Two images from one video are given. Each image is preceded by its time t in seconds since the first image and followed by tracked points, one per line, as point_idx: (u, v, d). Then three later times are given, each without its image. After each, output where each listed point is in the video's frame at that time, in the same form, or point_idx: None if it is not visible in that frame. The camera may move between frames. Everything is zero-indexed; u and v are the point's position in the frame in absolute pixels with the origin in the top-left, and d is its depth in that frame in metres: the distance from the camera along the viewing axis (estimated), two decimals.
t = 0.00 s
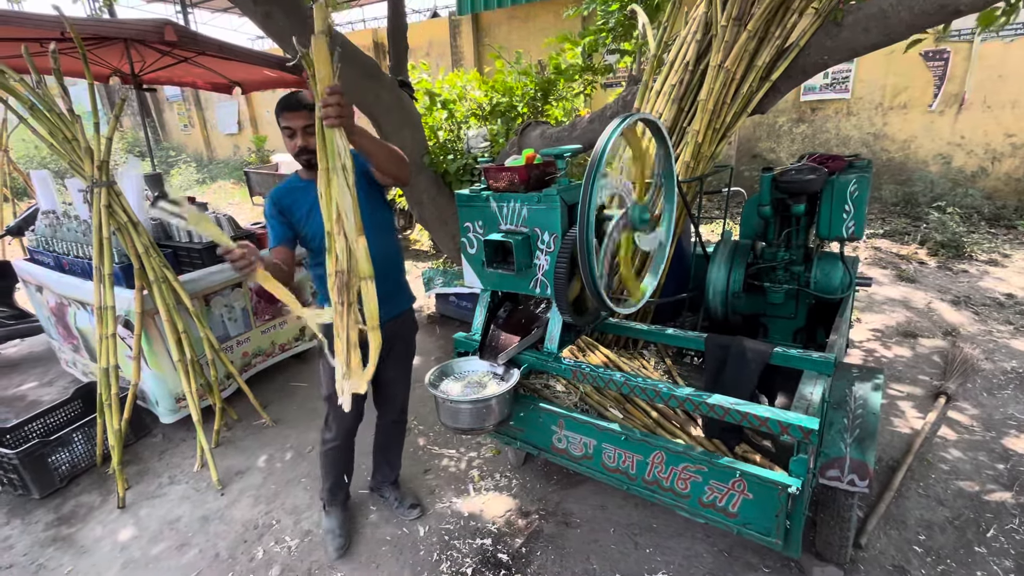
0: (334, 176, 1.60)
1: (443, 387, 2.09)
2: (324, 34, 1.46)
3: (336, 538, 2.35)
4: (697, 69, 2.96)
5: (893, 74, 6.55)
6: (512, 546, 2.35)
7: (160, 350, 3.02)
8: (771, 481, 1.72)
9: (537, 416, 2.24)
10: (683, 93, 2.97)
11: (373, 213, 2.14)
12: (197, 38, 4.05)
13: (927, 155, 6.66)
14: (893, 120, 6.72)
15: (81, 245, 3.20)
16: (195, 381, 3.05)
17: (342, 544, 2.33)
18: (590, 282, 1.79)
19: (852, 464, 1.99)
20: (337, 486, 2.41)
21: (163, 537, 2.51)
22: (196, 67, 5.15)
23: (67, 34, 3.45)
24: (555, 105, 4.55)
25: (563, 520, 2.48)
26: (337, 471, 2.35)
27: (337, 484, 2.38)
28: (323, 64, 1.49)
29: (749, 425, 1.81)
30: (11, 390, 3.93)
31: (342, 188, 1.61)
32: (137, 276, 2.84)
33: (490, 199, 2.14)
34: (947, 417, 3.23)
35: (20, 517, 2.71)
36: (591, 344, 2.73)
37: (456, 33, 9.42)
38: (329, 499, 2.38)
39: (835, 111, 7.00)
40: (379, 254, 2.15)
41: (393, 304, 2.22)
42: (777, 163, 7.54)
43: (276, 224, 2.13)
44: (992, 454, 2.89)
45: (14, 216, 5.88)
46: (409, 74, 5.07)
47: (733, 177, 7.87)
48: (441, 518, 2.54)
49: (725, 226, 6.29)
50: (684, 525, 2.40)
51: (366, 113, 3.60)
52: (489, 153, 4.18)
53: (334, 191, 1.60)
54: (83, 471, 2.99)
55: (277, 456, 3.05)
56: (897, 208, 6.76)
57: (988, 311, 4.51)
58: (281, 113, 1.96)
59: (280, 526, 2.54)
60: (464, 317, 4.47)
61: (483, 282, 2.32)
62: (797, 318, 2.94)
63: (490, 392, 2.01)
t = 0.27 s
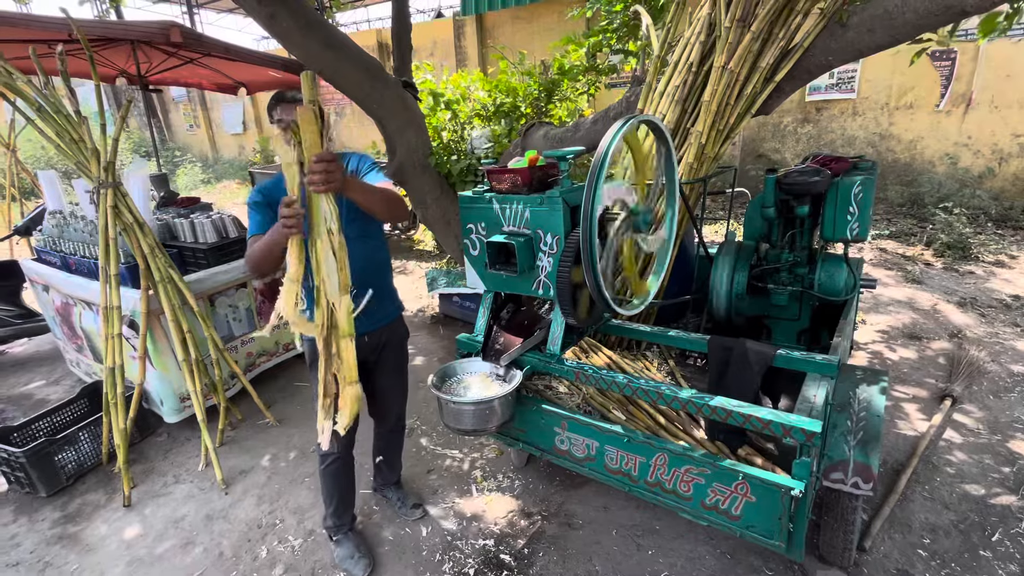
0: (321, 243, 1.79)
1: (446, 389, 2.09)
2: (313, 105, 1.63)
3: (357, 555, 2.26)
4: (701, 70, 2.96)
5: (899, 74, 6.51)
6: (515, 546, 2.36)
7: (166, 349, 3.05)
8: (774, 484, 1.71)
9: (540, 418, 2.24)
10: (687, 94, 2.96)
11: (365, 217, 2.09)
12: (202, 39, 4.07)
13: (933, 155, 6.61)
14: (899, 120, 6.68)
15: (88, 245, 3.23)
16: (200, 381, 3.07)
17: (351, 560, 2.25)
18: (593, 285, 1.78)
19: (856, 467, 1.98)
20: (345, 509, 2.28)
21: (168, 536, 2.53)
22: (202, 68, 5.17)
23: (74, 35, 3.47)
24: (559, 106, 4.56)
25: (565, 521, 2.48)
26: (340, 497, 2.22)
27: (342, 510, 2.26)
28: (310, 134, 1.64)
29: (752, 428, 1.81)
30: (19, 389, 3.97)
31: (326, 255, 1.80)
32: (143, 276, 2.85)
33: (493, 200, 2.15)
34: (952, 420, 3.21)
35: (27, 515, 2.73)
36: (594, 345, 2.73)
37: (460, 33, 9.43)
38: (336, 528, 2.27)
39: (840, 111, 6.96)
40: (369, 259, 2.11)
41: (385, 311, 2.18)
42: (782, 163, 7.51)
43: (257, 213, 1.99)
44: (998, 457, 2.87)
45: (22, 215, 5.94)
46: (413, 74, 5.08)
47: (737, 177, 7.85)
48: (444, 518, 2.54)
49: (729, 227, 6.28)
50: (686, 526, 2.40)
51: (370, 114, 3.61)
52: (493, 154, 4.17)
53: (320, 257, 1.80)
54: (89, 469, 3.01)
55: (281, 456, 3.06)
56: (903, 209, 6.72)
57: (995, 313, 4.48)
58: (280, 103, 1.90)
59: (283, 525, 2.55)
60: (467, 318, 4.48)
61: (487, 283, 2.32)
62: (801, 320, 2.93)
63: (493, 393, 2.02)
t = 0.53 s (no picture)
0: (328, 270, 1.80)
1: (452, 389, 2.10)
2: (328, 138, 1.69)
3: (360, 555, 2.26)
4: (707, 70, 2.96)
5: (906, 73, 6.48)
6: (519, 547, 2.36)
7: (172, 349, 3.05)
8: (780, 486, 1.70)
9: (544, 418, 2.24)
10: (693, 94, 2.96)
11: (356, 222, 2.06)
12: (209, 40, 4.09)
13: (941, 156, 6.57)
14: (906, 120, 6.65)
15: (96, 244, 3.25)
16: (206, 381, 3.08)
17: (355, 560, 2.25)
18: (598, 285, 1.78)
19: (863, 469, 1.97)
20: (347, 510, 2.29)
21: (174, 533, 2.54)
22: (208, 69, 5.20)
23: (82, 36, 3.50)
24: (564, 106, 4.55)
25: (570, 521, 2.48)
26: (341, 499, 2.22)
27: (344, 512, 2.26)
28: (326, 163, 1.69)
29: (757, 429, 1.80)
30: (27, 387, 4.00)
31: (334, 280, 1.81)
32: (150, 276, 2.87)
33: (498, 201, 2.15)
34: (959, 422, 3.20)
35: (35, 512, 2.75)
36: (599, 346, 2.73)
37: (465, 33, 9.43)
38: (339, 529, 2.27)
39: (847, 111, 6.93)
40: (360, 265, 2.09)
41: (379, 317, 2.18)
42: (787, 163, 7.49)
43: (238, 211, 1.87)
44: (1005, 460, 2.85)
45: (31, 215, 5.99)
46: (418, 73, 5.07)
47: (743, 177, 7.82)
48: (448, 518, 2.55)
49: (734, 227, 6.26)
50: (691, 528, 2.40)
51: (375, 114, 3.62)
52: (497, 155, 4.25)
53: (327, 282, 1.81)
54: (96, 467, 3.03)
55: (286, 455, 3.07)
56: (910, 210, 6.68)
57: (1002, 315, 4.45)
58: (276, 100, 1.85)
59: (289, 524, 2.56)
60: (471, 318, 4.49)
61: (491, 283, 2.32)
62: (807, 322, 2.92)
63: (497, 394, 2.02)
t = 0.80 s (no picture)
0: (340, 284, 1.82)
1: (455, 389, 2.09)
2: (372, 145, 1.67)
3: (363, 555, 2.27)
4: (711, 71, 2.95)
5: (912, 74, 6.45)
6: (521, 547, 2.35)
7: (177, 348, 3.07)
8: (784, 488, 1.70)
9: (548, 419, 2.23)
10: (697, 94, 2.95)
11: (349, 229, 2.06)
12: (214, 40, 4.11)
13: (947, 156, 6.53)
14: (911, 121, 6.62)
15: (101, 244, 3.26)
16: (210, 380, 3.09)
17: (358, 560, 2.26)
18: (602, 286, 1.78)
19: (868, 472, 1.95)
20: (351, 511, 2.29)
21: (178, 532, 2.55)
22: (213, 69, 5.22)
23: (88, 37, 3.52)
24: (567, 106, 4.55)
25: (573, 522, 2.47)
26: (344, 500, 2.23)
27: (348, 513, 2.26)
28: (362, 170, 1.70)
29: (761, 431, 1.79)
30: (33, 385, 4.03)
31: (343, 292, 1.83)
32: (155, 276, 2.88)
33: (502, 201, 2.15)
34: (965, 425, 3.18)
35: (41, 510, 2.76)
36: (603, 347, 2.73)
37: (468, 34, 9.44)
38: (342, 529, 2.27)
39: (852, 111, 6.91)
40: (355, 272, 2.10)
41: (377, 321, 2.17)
42: (792, 164, 7.46)
43: (234, 224, 1.82)
44: (1012, 463, 2.83)
45: (37, 215, 6.03)
46: (421, 74, 5.09)
47: (747, 178, 7.80)
48: (451, 518, 2.55)
49: (738, 228, 6.24)
50: (694, 530, 2.39)
51: (379, 114, 3.62)
52: (500, 155, 4.29)
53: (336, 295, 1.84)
54: (101, 466, 3.04)
55: (289, 455, 3.08)
56: (916, 211, 6.65)
57: (1009, 316, 4.42)
58: (278, 103, 1.79)
59: (292, 523, 2.57)
60: (475, 318, 4.49)
61: (494, 283, 2.32)
62: (811, 323, 2.91)
63: (501, 394, 2.01)
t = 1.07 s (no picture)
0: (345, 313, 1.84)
1: (457, 391, 2.09)
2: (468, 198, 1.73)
3: (366, 556, 2.26)
4: (715, 72, 2.94)
5: (917, 74, 6.42)
6: (523, 549, 2.35)
7: (180, 348, 3.08)
8: (787, 491, 1.69)
9: (549, 420, 2.23)
10: (701, 95, 2.94)
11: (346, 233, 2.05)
12: (218, 41, 4.12)
13: (952, 157, 6.50)
14: (916, 122, 6.59)
15: (105, 244, 3.27)
16: (212, 380, 3.09)
17: (360, 561, 2.25)
18: (604, 287, 1.78)
19: (871, 475, 1.95)
20: (355, 512, 2.28)
21: (180, 532, 2.55)
22: (217, 69, 5.23)
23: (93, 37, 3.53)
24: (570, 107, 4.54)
25: (575, 524, 2.47)
26: (350, 501, 2.23)
27: (352, 515, 2.26)
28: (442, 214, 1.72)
29: (765, 434, 1.78)
30: (37, 384, 4.04)
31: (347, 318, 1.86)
32: (158, 276, 2.89)
33: (505, 203, 2.14)
34: (970, 428, 3.16)
35: (44, 509, 2.77)
36: (605, 348, 2.73)
37: (471, 34, 9.44)
38: (346, 529, 2.27)
39: (856, 112, 6.88)
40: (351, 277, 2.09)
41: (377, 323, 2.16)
42: (795, 165, 7.44)
43: (232, 223, 1.78)
44: (1017, 466, 2.82)
45: (42, 214, 6.06)
46: (424, 74, 5.09)
47: (750, 179, 7.78)
48: (453, 519, 2.54)
49: (741, 229, 6.23)
50: (697, 532, 2.38)
51: (381, 114, 3.62)
52: (503, 155, 4.27)
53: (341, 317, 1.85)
54: (105, 465, 3.05)
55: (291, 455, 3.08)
56: (920, 212, 6.62)
57: (1015, 318, 4.39)
58: (304, 104, 1.80)
59: (294, 523, 2.57)
60: (477, 319, 4.49)
61: (497, 284, 2.31)
62: (815, 325, 2.89)
63: (503, 396, 2.01)
